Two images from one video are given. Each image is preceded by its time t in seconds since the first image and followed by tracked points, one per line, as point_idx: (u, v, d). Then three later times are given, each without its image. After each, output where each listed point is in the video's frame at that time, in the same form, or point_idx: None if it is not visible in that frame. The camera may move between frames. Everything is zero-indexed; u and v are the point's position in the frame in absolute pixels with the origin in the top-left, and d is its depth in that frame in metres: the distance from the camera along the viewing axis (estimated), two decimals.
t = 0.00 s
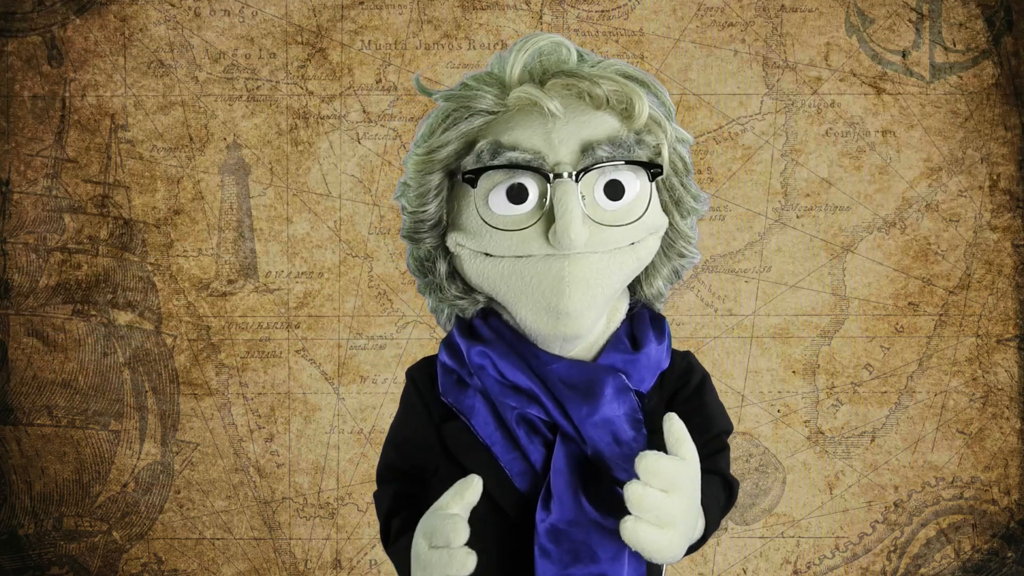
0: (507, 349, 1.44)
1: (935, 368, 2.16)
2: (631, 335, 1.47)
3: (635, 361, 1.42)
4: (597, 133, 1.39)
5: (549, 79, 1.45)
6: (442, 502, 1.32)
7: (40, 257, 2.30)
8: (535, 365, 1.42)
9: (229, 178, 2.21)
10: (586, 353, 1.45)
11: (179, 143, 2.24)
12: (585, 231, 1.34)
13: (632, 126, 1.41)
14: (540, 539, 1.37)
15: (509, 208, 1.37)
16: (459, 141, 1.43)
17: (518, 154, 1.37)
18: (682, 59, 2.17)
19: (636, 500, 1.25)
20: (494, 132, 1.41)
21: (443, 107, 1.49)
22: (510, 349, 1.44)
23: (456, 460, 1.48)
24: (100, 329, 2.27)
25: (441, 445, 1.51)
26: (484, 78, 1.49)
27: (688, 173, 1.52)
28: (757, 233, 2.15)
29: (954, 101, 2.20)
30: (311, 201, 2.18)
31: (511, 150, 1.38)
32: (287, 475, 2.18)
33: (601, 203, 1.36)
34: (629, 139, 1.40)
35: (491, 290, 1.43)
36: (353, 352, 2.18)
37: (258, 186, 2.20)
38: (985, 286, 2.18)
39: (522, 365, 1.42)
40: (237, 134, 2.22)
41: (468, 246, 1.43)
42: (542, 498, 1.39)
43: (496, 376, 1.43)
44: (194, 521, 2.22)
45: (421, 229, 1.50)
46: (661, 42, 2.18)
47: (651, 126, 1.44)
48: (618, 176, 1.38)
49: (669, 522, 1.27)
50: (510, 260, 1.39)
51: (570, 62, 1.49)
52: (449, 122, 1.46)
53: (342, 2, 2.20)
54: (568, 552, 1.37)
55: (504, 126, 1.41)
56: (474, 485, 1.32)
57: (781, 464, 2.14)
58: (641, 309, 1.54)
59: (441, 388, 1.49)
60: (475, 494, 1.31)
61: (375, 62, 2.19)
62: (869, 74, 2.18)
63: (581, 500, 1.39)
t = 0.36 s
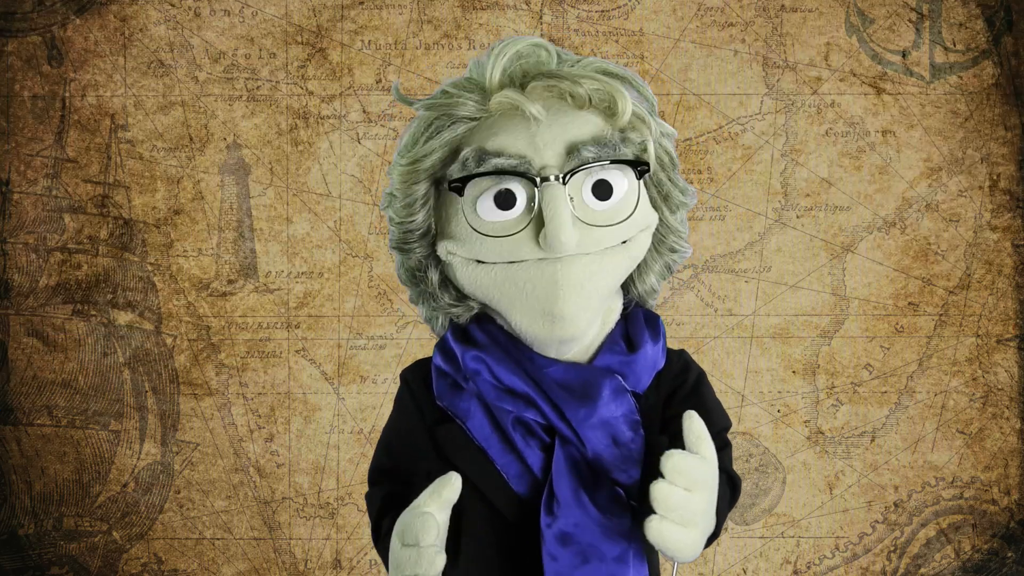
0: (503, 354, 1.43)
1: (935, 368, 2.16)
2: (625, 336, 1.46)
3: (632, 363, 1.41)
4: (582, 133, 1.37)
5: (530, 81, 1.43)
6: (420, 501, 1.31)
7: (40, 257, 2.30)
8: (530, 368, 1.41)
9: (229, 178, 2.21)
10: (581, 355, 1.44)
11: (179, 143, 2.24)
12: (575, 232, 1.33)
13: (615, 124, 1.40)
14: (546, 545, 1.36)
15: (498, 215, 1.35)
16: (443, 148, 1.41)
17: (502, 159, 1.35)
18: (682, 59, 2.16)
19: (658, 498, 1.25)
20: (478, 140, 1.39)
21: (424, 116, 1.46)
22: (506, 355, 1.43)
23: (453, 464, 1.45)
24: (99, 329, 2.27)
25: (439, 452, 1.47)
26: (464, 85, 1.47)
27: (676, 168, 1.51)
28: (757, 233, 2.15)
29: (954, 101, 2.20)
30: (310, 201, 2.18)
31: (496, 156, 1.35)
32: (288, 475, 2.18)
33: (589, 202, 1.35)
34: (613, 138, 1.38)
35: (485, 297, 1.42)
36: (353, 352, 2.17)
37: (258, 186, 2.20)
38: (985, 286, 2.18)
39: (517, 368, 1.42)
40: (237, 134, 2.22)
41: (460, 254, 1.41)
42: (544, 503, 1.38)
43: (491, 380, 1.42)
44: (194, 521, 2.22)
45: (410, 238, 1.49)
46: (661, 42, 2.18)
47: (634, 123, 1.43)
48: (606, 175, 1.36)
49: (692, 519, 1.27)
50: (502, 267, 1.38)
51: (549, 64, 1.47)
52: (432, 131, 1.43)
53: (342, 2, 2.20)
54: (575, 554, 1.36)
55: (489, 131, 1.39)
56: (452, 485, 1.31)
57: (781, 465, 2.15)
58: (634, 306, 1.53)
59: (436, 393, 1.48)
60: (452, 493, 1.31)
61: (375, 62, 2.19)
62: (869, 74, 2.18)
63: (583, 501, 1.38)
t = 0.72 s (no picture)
0: (498, 356, 1.43)
1: (935, 368, 2.16)
2: (623, 337, 1.45)
3: (628, 364, 1.41)
4: (572, 136, 1.37)
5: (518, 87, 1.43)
6: (409, 501, 1.30)
7: (40, 257, 2.30)
8: (525, 371, 1.41)
9: (229, 178, 2.21)
10: (578, 356, 1.43)
11: (179, 143, 2.24)
12: (566, 238, 1.33)
13: (605, 126, 1.40)
14: (540, 546, 1.37)
15: (489, 222, 1.35)
16: (433, 155, 1.41)
17: (492, 168, 1.35)
18: (682, 59, 2.16)
19: (676, 500, 1.26)
20: (467, 145, 1.39)
21: (414, 123, 1.46)
22: (501, 356, 1.43)
23: (450, 466, 1.44)
24: (100, 328, 2.27)
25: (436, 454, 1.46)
26: (453, 92, 1.47)
27: (668, 166, 1.50)
28: (757, 233, 2.15)
29: (954, 101, 2.20)
30: (310, 201, 2.18)
31: (485, 165, 1.35)
32: (288, 475, 2.18)
33: (580, 207, 1.35)
34: (603, 141, 1.38)
35: (479, 302, 1.41)
36: (353, 352, 2.17)
37: (258, 186, 2.20)
38: (985, 286, 2.18)
39: (513, 371, 1.42)
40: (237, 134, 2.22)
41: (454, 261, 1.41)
42: (539, 504, 1.38)
43: (487, 383, 1.42)
44: (194, 521, 2.22)
45: (404, 245, 1.50)
46: (661, 42, 2.18)
47: (624, 124, 1.42)
48: (596, 179, 1.36)
49: (705, 521, 1.28)
50: (496, 272, 1.37)
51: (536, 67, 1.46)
52: (422, 138, 1.43)
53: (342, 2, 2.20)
54: (569, 556, 1.36)
55: (477, 139, 1.39)
56: (442, 485, 1.31)
57: (781, 465, 2.15)
58: (631, 306, 1.53)
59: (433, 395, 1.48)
60: (442, 493, 1.30)
61: (375, 62, 2.19)
62: (869, 74, 2.18)
63: (577, 501, 1.38)
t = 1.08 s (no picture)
0: (502, 372, 1.44)
1: (935, 368, 2.16)
2: (628, 348, 1.46)
3: (634, 377, 1.41)
4: (574, 122, 1.39)
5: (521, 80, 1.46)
6: (361, 493, 1.31)
7: (40, 257, 2.30)
8: (530, 386, 1.41)
9: (229, 178, 2.21)
10: (582, 370, 1.44)
11: (179, 143, 2.24)
12: (570, 217, 1.32)
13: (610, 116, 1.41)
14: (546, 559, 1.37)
15: (493, 205, 1.35)
16: (437, 148, 1.43)
17: (495, 146, 1.35)
18: (682, 59, 2.17)
19: (720, 501, 1.26)
20: (470, 135, 1.41)
21: (418, 120, 1.48)
22: (505, 372, 1.44)
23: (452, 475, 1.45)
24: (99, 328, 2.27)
25: (438, 464, 1.47)
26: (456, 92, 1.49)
27: (674, 171, 1.50)
28: (757, 233, 2.15)
29: (953, 101, 2.20)
30: (310, 201, 2.18)
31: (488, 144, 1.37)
32: (288, 475, 2.18)
33: (583, 189, 1.34)
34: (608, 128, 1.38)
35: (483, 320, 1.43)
36: (353, 352, 2.17)
37: (258, 186, 2.20)
38: (985, 287, 2.18)
39: (518, 387, 1.42)
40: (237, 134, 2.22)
41: (458, 257, 1.40)
42: (545, 517, 1.38)
43: (491, 398, 1.42)
44: (194, 521, 2.22)
45: (409, 249, 1.47)
46: (661, 42, 2.18)
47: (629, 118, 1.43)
48: (600, 163, 1.36)
49: (746, 522, 1.28)
50: (502, 295, 1.38)
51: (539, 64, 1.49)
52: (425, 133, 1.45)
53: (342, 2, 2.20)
54: (576, 569, 1.36)
55: (480, 129, 1.41)
56: (395, 477, 1.32)
57: (781, 464, 2.15)
58: (636, 315, 1.54)
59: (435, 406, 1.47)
60: (394, 483, 1.31)
61: (375, 62, 2.19)
62: (869, 75, 2.18)
63: (585, 515, 1.37)
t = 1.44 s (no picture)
0: (493, 379, 1.44)
1: (935, 368, 2.16)
2: (622, 354, 1.45)
3: (627, 384, 1.40)
4: (567, 123, 1.37)
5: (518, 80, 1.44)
6: (335, 494, 1.31)
7: (40, 257, 2.30)
8: (520, 393, 1.41)
9: (229, 177, 2.21)
10: (575, 376, 1.42)
11: (178, 143, 2.24)
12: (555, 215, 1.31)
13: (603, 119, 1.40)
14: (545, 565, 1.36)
15: (480, 201, 1.35)
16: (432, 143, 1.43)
17: (484, 146, 1.36)
18: (682, 59, 2.17)
19: (711, 499, 1.26)
20: (465, 135, 1.41)
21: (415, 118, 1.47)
22: (497, 380, 1.44)
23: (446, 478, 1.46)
24: (99, 328, 2.27)
25: (434, 467, 1.48)
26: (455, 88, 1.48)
27: (670, 179, 1.50)
28: (757, 234, 2.15)
29: (953, 101, 2.20)
30: (310, 201, 2.18)
31: (479, 143, 1.36)
32: (288, 475, 2.18)
33: (571, 188, 1.34)
34: (599, 130, 1.38)
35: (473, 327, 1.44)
36: (353, 352, 2.17)
37: (258, 186, 2.20)
38: (985, 287, 2.18)
39: (509, 394, 1.42)
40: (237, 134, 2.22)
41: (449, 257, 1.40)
42: (540, 524, 1.38)
43: (482, 405, 1.41)
44: (194, 521, 2.22)
45: (404, 249, 1.47)
46: (661, 42, 2.18)
47: (622, 120, 1.42)
48: (588, 164, 1.35)
49: (739, 522, 1.27)
50: (493, 305, 1.39)
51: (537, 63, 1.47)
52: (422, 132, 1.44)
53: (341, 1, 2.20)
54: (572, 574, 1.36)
55: (475, 129, 1.40)
56: (370, 476, 1.33)
57: (781, 465, 2.15)
58: (631, 322, 1.53)
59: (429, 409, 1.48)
60: (370, 482, 1.32)
61: (375, 62, 2.19)
62: (869, 74, 2.18)
63: (578, 521, 1.37)
